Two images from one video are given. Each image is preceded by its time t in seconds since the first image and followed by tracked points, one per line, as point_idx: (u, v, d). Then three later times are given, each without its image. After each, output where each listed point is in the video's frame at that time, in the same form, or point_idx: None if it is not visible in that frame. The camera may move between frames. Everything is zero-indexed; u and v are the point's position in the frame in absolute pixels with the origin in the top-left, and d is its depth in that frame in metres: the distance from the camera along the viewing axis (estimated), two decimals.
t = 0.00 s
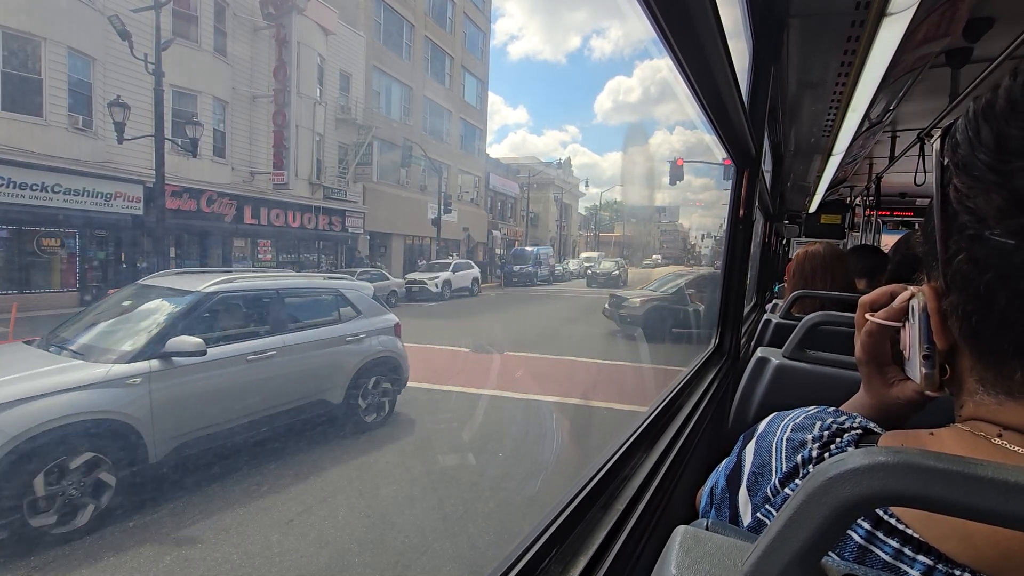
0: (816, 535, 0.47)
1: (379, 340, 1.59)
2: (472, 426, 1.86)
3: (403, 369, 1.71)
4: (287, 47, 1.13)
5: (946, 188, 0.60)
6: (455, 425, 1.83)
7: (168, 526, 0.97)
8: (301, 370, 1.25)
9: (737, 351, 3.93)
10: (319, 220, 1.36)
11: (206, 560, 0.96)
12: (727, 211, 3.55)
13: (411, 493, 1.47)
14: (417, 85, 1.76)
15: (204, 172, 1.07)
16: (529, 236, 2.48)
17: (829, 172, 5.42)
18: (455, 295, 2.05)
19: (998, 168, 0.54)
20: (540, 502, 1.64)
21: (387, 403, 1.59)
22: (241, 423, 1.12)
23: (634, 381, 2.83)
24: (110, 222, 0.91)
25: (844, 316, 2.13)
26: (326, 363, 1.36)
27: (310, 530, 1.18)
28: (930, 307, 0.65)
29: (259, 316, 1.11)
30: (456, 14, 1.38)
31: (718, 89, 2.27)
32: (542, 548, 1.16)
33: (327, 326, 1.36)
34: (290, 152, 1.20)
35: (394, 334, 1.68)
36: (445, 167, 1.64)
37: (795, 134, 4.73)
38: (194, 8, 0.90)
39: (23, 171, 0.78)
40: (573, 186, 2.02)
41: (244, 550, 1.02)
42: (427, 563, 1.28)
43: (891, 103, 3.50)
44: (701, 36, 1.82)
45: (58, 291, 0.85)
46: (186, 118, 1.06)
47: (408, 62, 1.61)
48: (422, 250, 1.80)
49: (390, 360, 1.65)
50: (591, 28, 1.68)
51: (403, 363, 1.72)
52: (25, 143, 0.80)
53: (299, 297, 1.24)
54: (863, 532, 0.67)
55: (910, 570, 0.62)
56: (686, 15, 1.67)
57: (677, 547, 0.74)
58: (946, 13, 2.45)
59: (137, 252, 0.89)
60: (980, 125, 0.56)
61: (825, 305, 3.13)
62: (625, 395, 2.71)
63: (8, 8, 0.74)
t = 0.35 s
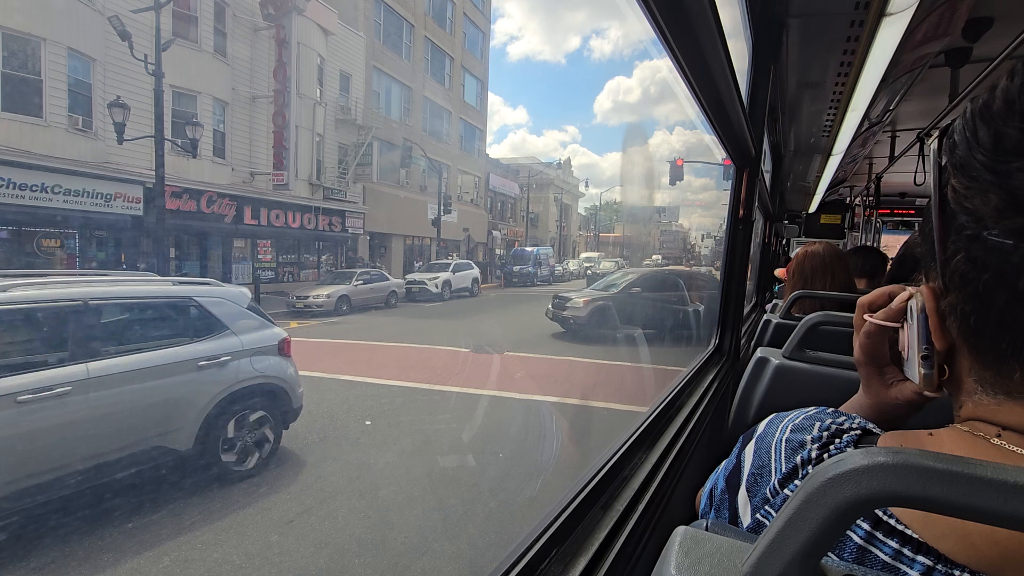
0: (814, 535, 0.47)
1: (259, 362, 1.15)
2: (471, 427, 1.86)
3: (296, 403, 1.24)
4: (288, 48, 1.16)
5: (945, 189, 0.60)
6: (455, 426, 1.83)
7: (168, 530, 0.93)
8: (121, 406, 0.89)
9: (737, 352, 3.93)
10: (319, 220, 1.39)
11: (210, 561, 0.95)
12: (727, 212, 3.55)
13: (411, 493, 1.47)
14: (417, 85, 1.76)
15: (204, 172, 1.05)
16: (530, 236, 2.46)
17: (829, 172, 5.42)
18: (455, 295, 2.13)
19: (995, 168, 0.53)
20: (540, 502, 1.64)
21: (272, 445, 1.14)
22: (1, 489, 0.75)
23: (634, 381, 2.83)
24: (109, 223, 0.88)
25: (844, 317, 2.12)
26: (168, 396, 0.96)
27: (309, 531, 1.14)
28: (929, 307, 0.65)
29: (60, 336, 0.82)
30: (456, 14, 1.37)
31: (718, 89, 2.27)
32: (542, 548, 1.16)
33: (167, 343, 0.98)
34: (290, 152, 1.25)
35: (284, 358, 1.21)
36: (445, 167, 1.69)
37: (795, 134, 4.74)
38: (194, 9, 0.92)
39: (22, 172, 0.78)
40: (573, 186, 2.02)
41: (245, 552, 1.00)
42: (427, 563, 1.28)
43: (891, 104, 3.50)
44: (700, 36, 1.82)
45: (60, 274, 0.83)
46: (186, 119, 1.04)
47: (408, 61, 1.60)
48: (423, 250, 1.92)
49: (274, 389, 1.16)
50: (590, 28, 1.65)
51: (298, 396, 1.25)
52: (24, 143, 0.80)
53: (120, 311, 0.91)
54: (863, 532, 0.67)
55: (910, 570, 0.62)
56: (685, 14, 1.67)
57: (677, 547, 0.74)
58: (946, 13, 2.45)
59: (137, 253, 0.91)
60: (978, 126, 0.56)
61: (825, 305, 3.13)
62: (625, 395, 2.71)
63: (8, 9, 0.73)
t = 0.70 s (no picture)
0: (816, 537, 0.47)
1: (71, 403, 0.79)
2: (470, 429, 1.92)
3: (126, 453, 0.87)
4: (288, 48, 1.18)
5: (946, 189, 0.60)
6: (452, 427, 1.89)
7: (169, 530, 0.93)
8: None
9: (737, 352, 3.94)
10: (319, 220, 1.39)
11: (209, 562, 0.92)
12: (727, 212, 3.53)
13: (412, 494, 1.48)
14: (417, 86, 1.75)
15: (205, 173, 1.06)
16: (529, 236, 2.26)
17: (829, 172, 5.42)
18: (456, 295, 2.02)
19: (997, 168, 0.53)
20: (540, 502, 1.64)
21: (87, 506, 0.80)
22: None
23: (635, 381, 2.83)
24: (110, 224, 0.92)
25: (844, 317, 2.12)
26: None
27: (309, 531, 1.13)
28: (929, 307, 0.65)
29: None
30: (455, 14, 1.36)
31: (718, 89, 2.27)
32: (543, 549, 1.15)
33: None
34: (290, 152, 1.25)
35: (113, 394, 0.86)
36: (445, 167, 1.65)
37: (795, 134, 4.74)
38: (196, 10, 0.91)
39: (24, 172, 0.80)
40: (573, 186, 2.02)
41: (244, 551, 0.99)
42: (427, 564, 1.28)
43: (892, 104, 3.50)
44: (700, 36, 1.82)
45: (56, 292, 0.83)
46: (186, 119, 1.05)
47: (407, 61, 1.60)
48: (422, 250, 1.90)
49: (100, 438, 0.81)
50: (591, 28, 1.69)
51: (130, 442, 0.88)
52: (25, 143, 0.80)
53: None
54: (864, 533, 0.67)
55: (911, 571, 0.62)
56: (686, 14, 1.67)
57: (677, 548, 0.74)
58: (946, 13, 2.44)
59: (137, 254, 0.94)
60: (979, 126, 0.56)
61: (825, 305, 3.13)
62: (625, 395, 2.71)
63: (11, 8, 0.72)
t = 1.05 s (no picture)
0: (817, 534, 0.47)
1: None
2: (472, 428, 1.90)
3: None
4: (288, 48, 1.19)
5: (948, 186, 0.60)
6: (454, 427, 1.87)
7: (169, 529, 0.93)
8: None
9: (737, 351, 3.93)
10: (319, 220, 1.44)
11: (207, 561, 0.93)
12: (727, 211, 3.53)
13: (412, 493, 1.49)
14: (417, 86, 1.75)
15: (203, 173, 1.09)
16: (530, 236, 2.16)
17: (830, 171, 5.43)
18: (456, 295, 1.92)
19: (1001, 164, 0.53)
20: (540, 502, 1.64)
21: None
22: None
23: (635, 381, 2.83)
24: (110, 225, 0.95)
25: (844, 316, 2.12)
26: None
27: (310, 531, 1.15)
28: (931, 305, 0.65)
29: None
30: (455, 14, 1.36)
31: (718, 89, 2.27)
32: (543, 548, 1.15)
33: None
34: (290, 152, 1.25)
35: None
36: (445, 168, 1.63)
37: (795, 134, 4.75)
38: (196, 11, 0.91)
39: (20, 173, 0.80)
40: (573, 186, 2.01)
41: (244, 551, 1.01)
42: (427, 564, 1.28)
43: (892, 103, 3.50)
44: (701, 36, 1.82)
45: (57, 293, 0.88)
46: (186, 119, 1.05)
47: (407, 61, 1.60)
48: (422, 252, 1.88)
49: None
50: (591, 29, 1.68)
51: None
52: (24, 144, 0.80)
53: None
54: (865, 531, 0.68)
55: (912, 570, 0.61)
56: (686, 14, 1.67)
57: (678, 546, 0.73)
58: (946, 12, 2.44)
59: (136, 252, 0.97)
60: (982, 122, 0.56)
61: (825, 304, 3.13)
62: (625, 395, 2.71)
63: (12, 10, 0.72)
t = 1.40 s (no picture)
0: (813, 534, 0.47)
1: None
2: (471, 427, 1.97)
3: None
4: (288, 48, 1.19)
5: (948, 187, 0.60)
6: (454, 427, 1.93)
7: (170, 529, 0.93)
8: None
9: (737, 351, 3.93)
10: (319, 222, 1.46)
11: (207, 561, 0.94)
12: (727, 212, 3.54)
13: (412, 494, 1.49)
14: (416, 86, 1.74)
15: (204, 173, 1.08)
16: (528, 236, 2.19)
17: (830, 171, 5.43)
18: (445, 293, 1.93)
19: (1001, 166, 0.53)
20: (540, 502, 1.65)
21: None
22: None
23: (635, 380, 2.83)
24: (110, 225, 0.95)
25: (843, 316, 2.12)
26: None
27: (310, 532, 1.16)
28: (930, 306, 0.65)
29: None
30: (455, 15, 1.38)
31: (718, 89, 2.27)
32: (541, 549, 1.15)
33: None
34: (290, 152, 1.27)
35: None
36: (445, 168, 1.63)
37: (795, 134, 4.75)
38: (196, 12, 0.91)
39: (16, 173, 0.80)
40: (573, 186, 2.02)
41: (245, 552, 1.01)
42: (427, 564, 1.29)
43: (891, 104, 3.50)
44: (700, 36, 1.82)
45: (58, 293, 0.90)
46: (186, 120, 1.05)
47: (407, 62, 1.59)
48: (422, 253, 1.80)
49: None
50: (591, 29, 1.70)
51: None
52: (23, 145, 0.80)
53: None
54: (862, 532, 0.67)
55: (909, 570, 0.61)
56: (685, 14, 1.67)
57: (675, 547, 0.73)
58: (945, 13, 2.44)
59: (137, 253, 0.98)
60: (983, 123, 0.56)
61: (825, 305, 3.13)
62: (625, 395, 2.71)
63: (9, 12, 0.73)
